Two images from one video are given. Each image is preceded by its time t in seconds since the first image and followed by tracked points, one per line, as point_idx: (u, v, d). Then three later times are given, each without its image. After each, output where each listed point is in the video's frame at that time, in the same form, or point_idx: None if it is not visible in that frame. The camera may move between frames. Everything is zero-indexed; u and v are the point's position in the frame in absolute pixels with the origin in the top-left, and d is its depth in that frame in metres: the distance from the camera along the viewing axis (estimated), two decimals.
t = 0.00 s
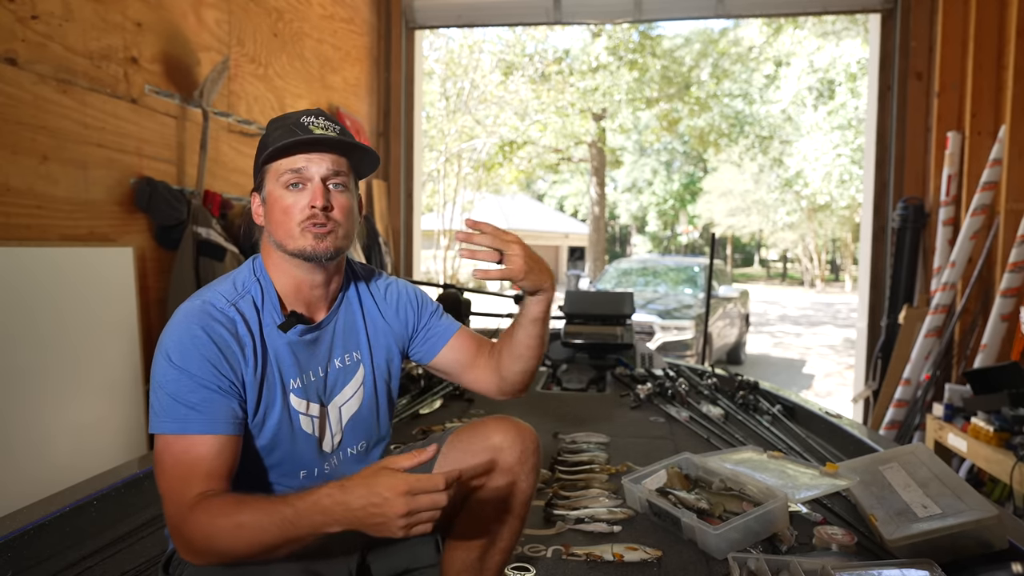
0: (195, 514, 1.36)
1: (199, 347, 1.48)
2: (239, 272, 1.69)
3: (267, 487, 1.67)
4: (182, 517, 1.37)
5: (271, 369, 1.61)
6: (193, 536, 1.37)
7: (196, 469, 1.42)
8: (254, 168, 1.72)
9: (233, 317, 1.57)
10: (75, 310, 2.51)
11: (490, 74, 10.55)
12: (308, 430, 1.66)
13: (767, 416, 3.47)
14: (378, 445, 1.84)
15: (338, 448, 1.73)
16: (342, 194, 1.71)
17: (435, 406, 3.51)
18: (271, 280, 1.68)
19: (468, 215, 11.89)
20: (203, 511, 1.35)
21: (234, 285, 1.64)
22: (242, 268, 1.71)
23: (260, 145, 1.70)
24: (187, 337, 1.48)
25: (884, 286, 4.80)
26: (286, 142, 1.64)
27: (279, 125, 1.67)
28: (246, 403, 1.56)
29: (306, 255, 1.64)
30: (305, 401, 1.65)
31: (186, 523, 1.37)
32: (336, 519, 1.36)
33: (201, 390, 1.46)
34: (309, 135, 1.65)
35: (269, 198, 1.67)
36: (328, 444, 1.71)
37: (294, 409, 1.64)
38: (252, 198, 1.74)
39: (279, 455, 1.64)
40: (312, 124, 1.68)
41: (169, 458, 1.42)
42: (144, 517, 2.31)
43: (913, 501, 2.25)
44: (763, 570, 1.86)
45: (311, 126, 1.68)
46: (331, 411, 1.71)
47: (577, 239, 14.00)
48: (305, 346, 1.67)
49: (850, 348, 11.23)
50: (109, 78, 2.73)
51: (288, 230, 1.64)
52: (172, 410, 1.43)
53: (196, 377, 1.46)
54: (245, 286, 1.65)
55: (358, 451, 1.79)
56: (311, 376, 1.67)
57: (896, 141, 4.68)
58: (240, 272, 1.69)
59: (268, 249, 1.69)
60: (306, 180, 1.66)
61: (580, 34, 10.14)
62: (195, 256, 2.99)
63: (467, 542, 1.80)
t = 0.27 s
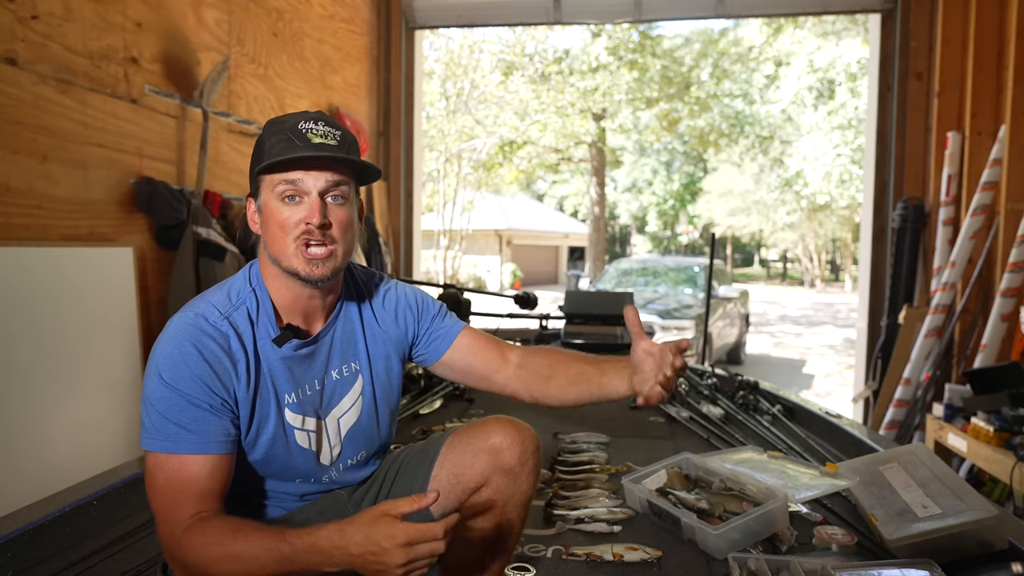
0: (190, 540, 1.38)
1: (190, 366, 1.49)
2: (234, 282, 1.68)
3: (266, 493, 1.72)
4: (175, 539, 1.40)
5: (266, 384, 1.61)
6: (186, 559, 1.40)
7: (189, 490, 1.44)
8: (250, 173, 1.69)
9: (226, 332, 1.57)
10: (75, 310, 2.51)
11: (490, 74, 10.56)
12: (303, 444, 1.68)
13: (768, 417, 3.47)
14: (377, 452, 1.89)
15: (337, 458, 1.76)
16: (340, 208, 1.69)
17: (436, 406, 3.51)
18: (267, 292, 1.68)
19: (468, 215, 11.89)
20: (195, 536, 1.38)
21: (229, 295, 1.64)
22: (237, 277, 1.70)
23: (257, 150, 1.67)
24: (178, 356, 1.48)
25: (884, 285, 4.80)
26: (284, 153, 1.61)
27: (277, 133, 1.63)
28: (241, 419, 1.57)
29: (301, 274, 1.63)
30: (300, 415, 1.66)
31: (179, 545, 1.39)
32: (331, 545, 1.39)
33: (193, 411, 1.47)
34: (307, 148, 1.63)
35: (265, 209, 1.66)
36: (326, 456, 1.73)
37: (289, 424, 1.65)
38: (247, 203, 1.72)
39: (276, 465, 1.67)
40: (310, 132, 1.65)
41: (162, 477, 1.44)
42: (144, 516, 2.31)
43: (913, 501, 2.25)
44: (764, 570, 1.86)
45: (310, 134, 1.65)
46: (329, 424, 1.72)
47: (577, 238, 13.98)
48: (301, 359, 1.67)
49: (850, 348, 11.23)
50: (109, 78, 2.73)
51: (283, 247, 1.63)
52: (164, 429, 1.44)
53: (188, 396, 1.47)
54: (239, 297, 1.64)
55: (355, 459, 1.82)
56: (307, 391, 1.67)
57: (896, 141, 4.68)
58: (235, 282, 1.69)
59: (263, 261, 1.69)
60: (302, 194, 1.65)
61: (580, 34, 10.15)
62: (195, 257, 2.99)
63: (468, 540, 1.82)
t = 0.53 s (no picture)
0: (183, 546, 1.38)
1: (187, 370, 1.48)
2: (234, 284, 1.68)
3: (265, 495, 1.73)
4: (168, 544, 1.40)
5: (264, 388, 1.61)
6: (178, 564, 1.40)
7: (183, 495, 1.44)
8: (251, 178, 1.68)
9: (225, 335, 1.57)
10: (75, 310, 2.50)
11: (490, 74, 10.58)
12: (302, 448, 1.68)
13: (768, 417, 3.47)
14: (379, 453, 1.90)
15: (336, 463, 1.76)
16: (343, 211, 1.70)
17: (435, 406, 3.51)
18: (268, 295, 1.68)
19: (468, 215, 11.90)
20: (188, 541, 1.38)
21: (228, 298, 1.63)
22: (237, 279, 1.70)
23: (258, 154, 1.66)
24: (176, 359, 1.48)
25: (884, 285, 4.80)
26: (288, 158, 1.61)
27: (280, 137, 1.63)
28: (239, 423, 1.57)
29: (307, 279, 1.64)
30: (299, 419, 1.66)
31: (171, 550, 1.40)
32: (324, 557, 1.40)
33: (191, 415, 1.47)
34: (312, 153, 1.63)
35: (268, 214, 1.65)
36: (325, 460, 1.73)
37: (288, 428, 1.65)
38: (248, 207, 1.71)
39: (274, 469, 1.68)
40: (314, 136, 1.64)
41: (156, 482, 1.44)
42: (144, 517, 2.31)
43: (913, 501, 2.25)
44: (764, 570, 1.86)
45: (313, 138, 1.64)
46: (329, 428, 1.72)
47: (577, 239, 13.99)
48: (300, 363, 1.67)
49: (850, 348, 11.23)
50: (109, 78, 2.72)
51: (288, 252, 1.63)
52: (159, 434, 1.44)
53: (185, 401, 1.47)
54: (239, 299, 1.64)
55: (354, 464, 1.82)
56: (306, 395, 1.67)
57: (897, 141, 4.68)
58: (235, 284, 1.68)
59: (265, 265, 1.68)
60: (306, 199, 1.65)
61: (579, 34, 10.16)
62: (195, 257, 2.98)
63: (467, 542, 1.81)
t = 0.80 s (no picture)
0: (204, 538, 1.40)
1: (197, 364, 1.48)
2: (236, 282, 1.68)
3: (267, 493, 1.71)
4: (189, 538, 1.41)
5: (270, 383, 1.61)
6: (202, 557, 1.42)
7: (197, 489, 1.44)
8: (254, 179, 1.66)
9: (232, 330, 1.56)
10: (75, 310, 2.50)
11: (490, 74, 10.58)
12: (306, 442, 1.68)
13: (768, 417, 3.47)
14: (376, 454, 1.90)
15: (338, 458, 1.77)
16: (352, 207, 1.72)
17: (436, 406, 3.51)
18: (271, 291, 1.68)
19: (468, 215, 11.90)
20: (213, 532, 1.40)
21: (232, 295, 1.63)
22: (239, 277, 1.70)
23: (262, 154, 1.65)
24: (185, 354, 1.48)
25: (884, 285, 4.80)
26: (298, 155, 1.61)
27: (287, 136, 1.63)
28: (246, 417, 1.57)
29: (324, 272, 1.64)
30: (304, 414, 1.66)
31: (192, 544, 1.41)
32: (363, 533, 1.47)
33: (202, 409, 1.46)
34: (321, 149, 1.64)
35: (277, 212, 1.63)
36: (328, 455, 1.73)
37: (293, 422, 1.65)
38: (251, 208, 1.69)
39: (277, 465, 1.67)
40: (321, 135, 1.66)
41: (169, 476, 1.44)
42: (144, 516, 2.31)
43: (913, 501, 2.25)
44: (764, 570, 1.86)
45: (320, 136, 1.66)
46: (332, 423, 1.72)
47: (577, 239, 13.99)
48: (305, 358, 1.67)
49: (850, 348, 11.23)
50: (109, 78, 2.72)
51: (302, 247, 1.62)
52: (170, 429, 1.43)
53: (196, 395, 1.47)
54: (243, 296, 1.64)
55: (355, 461, 1.82)
56: (311, 389, 1.67)
57: (897, 141, 4.68)
58: (238, 281, 1.68)
59: (274, 263, 1.66)
60: (318, 196, 1.64)
61: (579, 34, 10.18)
62: (195, 256, 2.98)
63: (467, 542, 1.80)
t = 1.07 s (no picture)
0: (209, 540, 1.40)
1: (197, 362, 1.48)
2: (235, 280, 1.68)
3: (268, 492, 1.71)
4: (192, 538, 1.41)
5: (270, 380, 1.61)
6: (204, 558, 1.41)
7: (201, 487, 1.44)
8: (250, 177, 1.66)
9: (231, 328, 1.56)
10: (75, 310, 2.50)
11: (491, 74, 10.58)
12: (306, 439, 1.67)
13: (768, 417, 3.47)
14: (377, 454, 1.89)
15: (339, 456, 1.76)
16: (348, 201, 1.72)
17: (436, 406, 3.51)
18: (270, 289, 1.68)
19: (468, 215, 11.90)
20: (217, 534, 1.40)
21: (231, 293, 1.63)
22: (239, 276, 1.70)
23: (258, 151, 1.65)
24: (185, 351, 1.48)
25: (884, 285, 4.80)
26: (293, 151, 1.61)
27: (282, 133, 1.63)
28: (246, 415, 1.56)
29: (323, 267, 1.64)
30: (303, 411, 1.66)
31: (196, 542, 1.40)
32: (367, 553, 1.46)
33: (202, 407, 1.46)
34: (317, 145, 1.63)
35: (274, 209, 1.64)
36: (328, 453, 1.73)
37: (292, 419, 1.64)
38: (248, 206, 1.69)
39: (278, 463, 1.67)
40: (316, 130, 1.66)
41: (171, 473, 1.43)
42: (144, 517, 2.31)
43: (913, 501, 2.25)
44: (763, 570, 1.86)
45: (315, 131, 1.65)
46: (332, 420, 1.72)
47: (577, 239, 13.99)
48: (304, 356, 1.67)
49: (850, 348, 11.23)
50: (109, 78, 2.72)
51: (301, 243, 1.62)
52: (170, 427, 1.43)
53: (197, 393, 1.46)
54: (242, 294, 1.64)
55: (356, 459, 1.82)
56: (310, 386, 1.67)
57: (897, 141, 4.68)
58: (237, 280, 1.68)
59: (273, 261, 1.66)
60: (314, 190, 1.65)
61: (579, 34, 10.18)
62: (195, 256, 2.98)
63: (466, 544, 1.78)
